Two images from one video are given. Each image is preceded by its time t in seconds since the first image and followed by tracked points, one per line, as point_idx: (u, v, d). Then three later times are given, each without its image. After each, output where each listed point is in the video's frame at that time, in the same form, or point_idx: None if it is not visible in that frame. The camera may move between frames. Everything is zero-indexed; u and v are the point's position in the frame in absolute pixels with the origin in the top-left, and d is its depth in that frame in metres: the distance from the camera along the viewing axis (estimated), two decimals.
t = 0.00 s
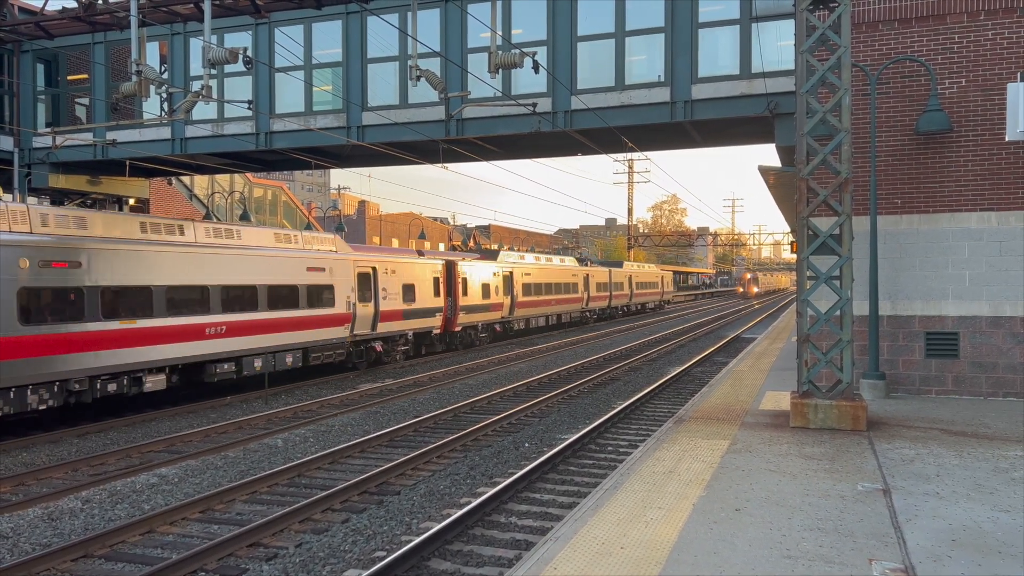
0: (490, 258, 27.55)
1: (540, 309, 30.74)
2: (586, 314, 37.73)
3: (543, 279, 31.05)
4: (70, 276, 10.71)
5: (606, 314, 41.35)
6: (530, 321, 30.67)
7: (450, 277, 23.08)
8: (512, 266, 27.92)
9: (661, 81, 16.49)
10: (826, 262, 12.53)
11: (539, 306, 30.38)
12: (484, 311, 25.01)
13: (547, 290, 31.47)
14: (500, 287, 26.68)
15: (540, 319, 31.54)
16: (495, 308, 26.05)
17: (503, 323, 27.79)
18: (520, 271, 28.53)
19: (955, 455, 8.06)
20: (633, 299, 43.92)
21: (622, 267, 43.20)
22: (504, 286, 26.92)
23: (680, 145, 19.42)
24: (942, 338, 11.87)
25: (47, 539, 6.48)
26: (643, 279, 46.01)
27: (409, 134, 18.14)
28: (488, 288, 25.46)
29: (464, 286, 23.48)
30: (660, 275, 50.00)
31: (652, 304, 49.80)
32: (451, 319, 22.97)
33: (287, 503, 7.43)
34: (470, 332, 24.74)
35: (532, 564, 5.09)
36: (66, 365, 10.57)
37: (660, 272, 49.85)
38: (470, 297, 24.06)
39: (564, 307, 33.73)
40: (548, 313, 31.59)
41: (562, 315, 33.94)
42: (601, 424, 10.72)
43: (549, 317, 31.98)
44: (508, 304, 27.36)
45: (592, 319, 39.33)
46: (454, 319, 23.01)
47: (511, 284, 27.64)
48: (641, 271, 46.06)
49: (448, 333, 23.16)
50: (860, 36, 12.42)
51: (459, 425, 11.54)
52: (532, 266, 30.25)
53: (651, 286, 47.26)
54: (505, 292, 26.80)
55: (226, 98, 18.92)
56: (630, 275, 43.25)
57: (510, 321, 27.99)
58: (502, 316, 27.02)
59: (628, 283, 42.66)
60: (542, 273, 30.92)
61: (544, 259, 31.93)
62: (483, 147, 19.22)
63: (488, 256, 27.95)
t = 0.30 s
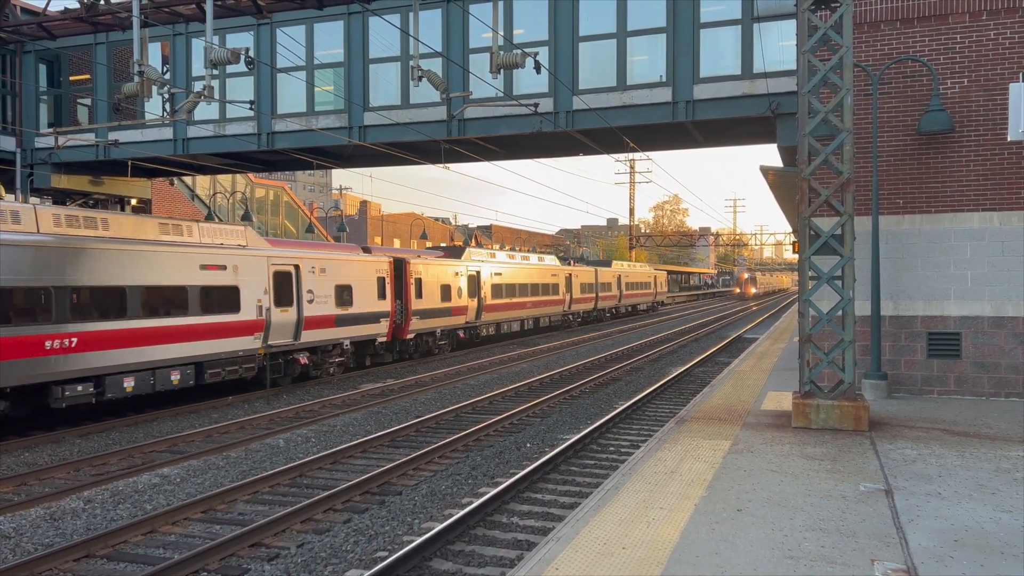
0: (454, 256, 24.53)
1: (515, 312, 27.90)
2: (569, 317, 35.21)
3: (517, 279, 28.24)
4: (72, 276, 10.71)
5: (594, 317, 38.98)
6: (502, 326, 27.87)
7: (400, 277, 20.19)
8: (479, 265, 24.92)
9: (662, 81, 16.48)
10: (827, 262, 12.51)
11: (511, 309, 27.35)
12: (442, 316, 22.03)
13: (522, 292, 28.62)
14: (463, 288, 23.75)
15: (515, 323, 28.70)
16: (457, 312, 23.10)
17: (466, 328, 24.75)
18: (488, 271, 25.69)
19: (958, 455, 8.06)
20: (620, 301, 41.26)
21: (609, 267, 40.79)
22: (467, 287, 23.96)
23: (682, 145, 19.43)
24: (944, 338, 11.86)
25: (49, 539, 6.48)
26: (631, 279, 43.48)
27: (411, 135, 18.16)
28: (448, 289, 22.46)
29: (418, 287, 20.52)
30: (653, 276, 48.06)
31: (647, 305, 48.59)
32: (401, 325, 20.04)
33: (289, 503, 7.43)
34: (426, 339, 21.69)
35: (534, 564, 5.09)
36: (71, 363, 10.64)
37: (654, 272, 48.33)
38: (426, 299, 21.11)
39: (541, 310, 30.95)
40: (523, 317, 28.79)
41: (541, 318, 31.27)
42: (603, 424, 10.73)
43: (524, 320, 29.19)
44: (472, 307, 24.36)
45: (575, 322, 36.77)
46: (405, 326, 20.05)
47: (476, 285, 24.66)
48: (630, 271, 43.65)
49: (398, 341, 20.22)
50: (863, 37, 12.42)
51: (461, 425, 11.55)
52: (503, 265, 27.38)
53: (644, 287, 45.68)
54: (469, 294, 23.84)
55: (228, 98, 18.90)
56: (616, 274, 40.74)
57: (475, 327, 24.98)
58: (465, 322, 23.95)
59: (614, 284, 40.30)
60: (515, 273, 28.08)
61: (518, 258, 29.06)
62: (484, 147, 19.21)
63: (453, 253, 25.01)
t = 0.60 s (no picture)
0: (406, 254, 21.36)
1: (479, 317, 24.77)
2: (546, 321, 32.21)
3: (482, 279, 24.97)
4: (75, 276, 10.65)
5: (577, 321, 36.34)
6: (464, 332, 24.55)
7: (331, 277, 16.99)
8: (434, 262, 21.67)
9: (664, 81, 16.47)
10: (829, 262, 12.49)
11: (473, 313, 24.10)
12: (388, 321, 18.76)
13: (487, 294, 25.35)
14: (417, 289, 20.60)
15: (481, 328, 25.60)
16: (407, 317, 19.94)
17: (419, 335, 21.39)
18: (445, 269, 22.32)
19: (959, 456, 8.06)
20: (603, 303, 38.62)
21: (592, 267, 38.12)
22: (420, 287, 20.67)
23: (683, 146, 19.43)
24: (946, 338, 11.85)
25: (52, 539, 6.50)
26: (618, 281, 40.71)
27: (413, 135, 18.19)
28: (394, 290, 19.18)
29: (355, 287, 17.36)
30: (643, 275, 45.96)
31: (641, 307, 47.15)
32: (332, 334, 16.83)
33: (291, 503, 7.45)
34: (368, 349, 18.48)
35: (535, 564, 5.10)
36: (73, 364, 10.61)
37: (648, 272, 46.53)
38: (367, 301, 17.87)
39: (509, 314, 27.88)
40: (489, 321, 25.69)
41: (512, 322, 28.32)
42: (605, 424, 10.75)
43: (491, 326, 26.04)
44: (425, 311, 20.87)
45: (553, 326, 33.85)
46: (338, 334, 16.81)
47: (431, 285, 21.34)
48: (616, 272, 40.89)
49: (328, 351, 16.95)
50: (864, 37, 12.42)
51: (463, 425, 11.56)
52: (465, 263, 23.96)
53: (636, 288, 43.52)
54: (422, 296, 20.62)
55: (230, 99, 18.92)
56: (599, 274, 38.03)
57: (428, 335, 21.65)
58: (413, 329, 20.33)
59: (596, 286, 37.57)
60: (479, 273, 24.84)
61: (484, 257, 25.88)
62: (486, 147, 19.21)
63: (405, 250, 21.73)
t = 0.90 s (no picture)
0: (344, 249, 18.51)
1: (432, 322, 21.57)
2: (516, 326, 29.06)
3: (435, 280, 21.76)
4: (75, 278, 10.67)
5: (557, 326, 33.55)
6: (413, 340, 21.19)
7: (232, 278, 14.05)
8: (374, 260, 18.58)
9: (666, 82, 16.48)
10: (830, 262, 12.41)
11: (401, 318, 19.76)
12: (312, 330, 15.93)
13: (443, 298, 22.14)
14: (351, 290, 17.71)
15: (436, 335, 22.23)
16: (337, 324, 16.94)
17: (357, 344, 18.24)
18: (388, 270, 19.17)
19: (961, 456, 8.06)
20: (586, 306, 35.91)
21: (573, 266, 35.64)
22: (357, 287, 17.76)
23: (685, 146, 19.42)
24: (948, 338, 11.84)
25: (54, 539, 6.51)
26: (602, 281, 38.17)
27: (413, 136, 18.17)
28: (320, 292, 16.28)
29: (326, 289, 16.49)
30: (633, 275, 43.19)
31: (633, 310, 44.99)
32: (234, 346, 13.92)
33: (292, 504, 7.45)
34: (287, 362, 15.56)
35: (537, 564, 5.11)
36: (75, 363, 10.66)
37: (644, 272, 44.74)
38: (282, 306, 14.99)
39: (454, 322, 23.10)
40: (443, 327, 22.42)
41: (477, 328, 25.19)
42: (607, 424, 10.76)
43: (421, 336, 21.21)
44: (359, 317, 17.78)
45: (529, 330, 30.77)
46: (242, 346, 13.97)
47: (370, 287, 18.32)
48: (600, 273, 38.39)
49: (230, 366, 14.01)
50: (865, 37, 12.41)
51: (464, 426, 11.56)
52: (414, 261, 20.79)
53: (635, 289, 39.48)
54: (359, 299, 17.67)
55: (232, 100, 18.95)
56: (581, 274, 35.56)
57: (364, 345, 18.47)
58: (343, 339, 17.24)
59: (578, 288, 34.78)
60: (433, 272, 21.66)
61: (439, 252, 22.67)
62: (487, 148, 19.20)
63: (341, 246, 18.65)
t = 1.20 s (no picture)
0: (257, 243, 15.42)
1: (372, 330, 18.47)
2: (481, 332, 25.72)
3: (374, 281, 18.53)
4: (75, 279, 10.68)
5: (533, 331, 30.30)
6: (342, 350, 17.73)
7: (84, 279, 11.06)
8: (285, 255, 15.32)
9: (667, 83, 16.49)
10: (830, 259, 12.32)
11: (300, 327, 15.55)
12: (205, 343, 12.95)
13: (383, 302, 18.94)
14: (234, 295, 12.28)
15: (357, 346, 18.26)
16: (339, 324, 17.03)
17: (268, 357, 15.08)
18: (306, 270, 15.94)
19: (963, 457, 8.05)
20: (566, 310, 32.73)
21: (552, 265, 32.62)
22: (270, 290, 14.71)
23: (686, 147, 19.40)
24: (950, 338, 11.82)
25: (56, 541, 6.51)
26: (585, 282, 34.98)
27: (414, 137, 18.18)
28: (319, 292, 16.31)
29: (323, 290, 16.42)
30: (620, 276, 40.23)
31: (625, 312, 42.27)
32: (83, 366, 10.88)
33: (294, 505, 7.45)
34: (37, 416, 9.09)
35: (538, 565, 5.11)
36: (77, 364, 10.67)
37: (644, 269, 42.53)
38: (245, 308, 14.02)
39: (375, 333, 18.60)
40: (374, 337, 18.60)
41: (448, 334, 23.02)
42: (609, 424, 10.77)
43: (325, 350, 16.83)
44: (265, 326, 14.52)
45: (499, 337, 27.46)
46: (93, 365, 10.91)
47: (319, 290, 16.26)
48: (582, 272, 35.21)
49: (80, 392, 10.95)
50: (867, 37, 12.39)
51: (466, 427, 11.56)
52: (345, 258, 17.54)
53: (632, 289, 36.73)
54: (269, 304, 14.59)
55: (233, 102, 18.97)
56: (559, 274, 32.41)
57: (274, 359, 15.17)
58: (241, 352, 13.94)
59: (552, 291, 31.02)
60: (372, 271, 18.43)
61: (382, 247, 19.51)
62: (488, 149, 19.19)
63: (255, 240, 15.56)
